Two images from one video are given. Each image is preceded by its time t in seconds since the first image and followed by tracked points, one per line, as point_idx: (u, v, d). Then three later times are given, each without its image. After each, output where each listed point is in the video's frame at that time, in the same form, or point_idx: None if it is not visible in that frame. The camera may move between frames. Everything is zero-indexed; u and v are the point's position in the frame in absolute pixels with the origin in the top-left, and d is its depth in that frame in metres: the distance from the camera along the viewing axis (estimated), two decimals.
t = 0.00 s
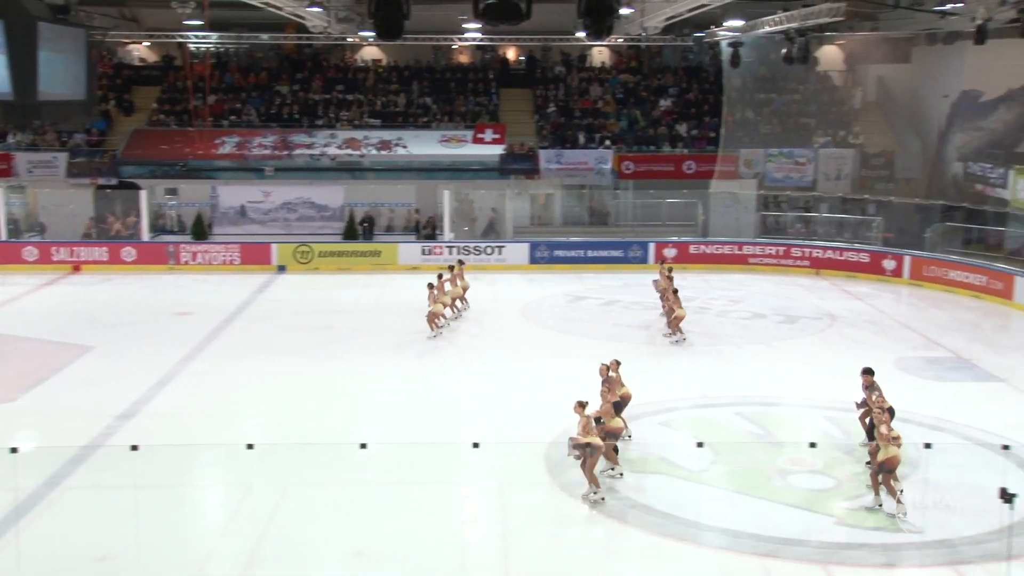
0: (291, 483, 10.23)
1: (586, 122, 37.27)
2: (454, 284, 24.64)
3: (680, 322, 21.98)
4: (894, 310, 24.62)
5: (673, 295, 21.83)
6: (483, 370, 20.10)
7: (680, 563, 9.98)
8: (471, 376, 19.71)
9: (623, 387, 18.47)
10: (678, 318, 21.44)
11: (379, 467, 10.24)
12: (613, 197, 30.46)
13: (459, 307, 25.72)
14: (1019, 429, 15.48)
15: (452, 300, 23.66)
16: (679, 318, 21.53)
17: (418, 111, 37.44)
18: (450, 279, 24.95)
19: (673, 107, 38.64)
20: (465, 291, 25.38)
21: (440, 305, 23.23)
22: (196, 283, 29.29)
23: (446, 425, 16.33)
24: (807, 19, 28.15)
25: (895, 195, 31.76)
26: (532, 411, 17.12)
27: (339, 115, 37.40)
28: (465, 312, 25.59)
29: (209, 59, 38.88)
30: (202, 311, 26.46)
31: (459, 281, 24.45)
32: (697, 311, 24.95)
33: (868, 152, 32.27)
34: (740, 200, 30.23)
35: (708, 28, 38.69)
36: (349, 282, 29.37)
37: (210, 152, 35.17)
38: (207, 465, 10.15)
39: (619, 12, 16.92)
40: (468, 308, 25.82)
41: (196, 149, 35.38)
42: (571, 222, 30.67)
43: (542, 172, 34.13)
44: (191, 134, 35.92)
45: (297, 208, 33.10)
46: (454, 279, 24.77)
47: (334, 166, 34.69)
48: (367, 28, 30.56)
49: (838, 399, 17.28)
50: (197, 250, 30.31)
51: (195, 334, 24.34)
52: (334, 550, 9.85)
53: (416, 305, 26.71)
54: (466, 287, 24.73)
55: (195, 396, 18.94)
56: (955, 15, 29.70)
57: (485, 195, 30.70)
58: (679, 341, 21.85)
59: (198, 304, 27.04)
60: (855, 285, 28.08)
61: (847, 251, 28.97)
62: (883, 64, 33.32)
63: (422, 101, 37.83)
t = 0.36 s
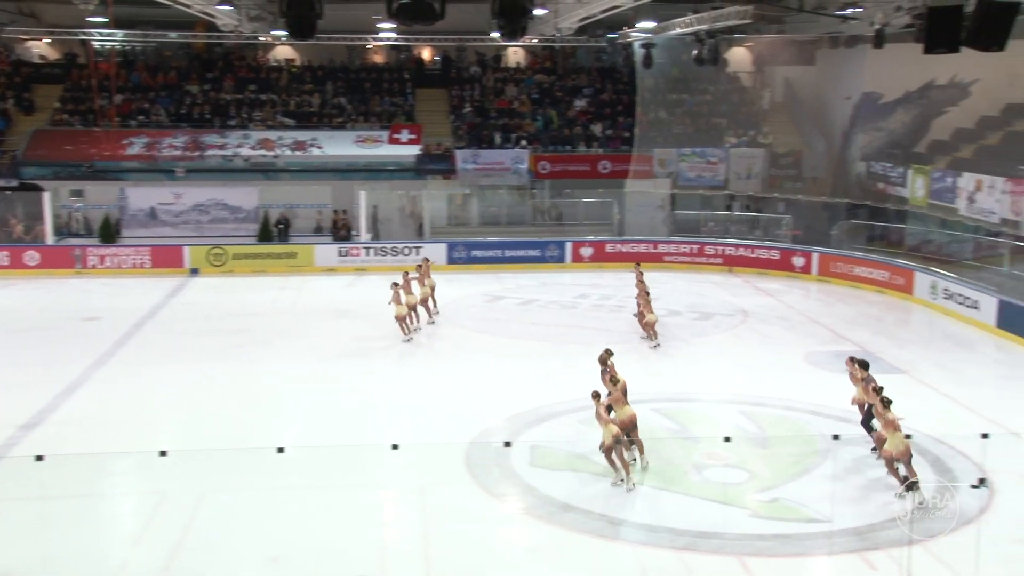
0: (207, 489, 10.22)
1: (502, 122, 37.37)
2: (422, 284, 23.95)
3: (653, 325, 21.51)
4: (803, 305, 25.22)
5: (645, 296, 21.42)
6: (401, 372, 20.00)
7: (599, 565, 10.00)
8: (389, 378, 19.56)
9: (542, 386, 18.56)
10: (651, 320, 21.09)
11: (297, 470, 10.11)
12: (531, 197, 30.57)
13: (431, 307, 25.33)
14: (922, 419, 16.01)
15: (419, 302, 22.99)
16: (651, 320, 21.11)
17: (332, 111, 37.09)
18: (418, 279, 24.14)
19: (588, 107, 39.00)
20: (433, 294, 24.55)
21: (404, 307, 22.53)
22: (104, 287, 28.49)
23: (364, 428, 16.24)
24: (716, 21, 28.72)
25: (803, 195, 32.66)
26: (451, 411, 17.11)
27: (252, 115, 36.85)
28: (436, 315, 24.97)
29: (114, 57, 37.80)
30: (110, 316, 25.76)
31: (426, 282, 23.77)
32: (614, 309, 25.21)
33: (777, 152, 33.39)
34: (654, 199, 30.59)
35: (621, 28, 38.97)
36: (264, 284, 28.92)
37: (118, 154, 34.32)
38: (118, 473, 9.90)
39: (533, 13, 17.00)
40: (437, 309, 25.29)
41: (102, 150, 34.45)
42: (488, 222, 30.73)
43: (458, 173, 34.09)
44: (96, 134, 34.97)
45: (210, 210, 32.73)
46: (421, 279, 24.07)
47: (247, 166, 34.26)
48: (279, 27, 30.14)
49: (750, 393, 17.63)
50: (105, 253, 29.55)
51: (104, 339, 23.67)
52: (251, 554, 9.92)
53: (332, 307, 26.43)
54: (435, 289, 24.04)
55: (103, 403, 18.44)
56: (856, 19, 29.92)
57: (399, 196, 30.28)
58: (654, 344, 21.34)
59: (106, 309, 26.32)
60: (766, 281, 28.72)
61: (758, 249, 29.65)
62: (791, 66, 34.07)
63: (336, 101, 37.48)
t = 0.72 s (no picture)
0: (128, 497, 9.84)
1: (426, 124, 37.45)
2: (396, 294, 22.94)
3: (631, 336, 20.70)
4: (724, 303, 25.68)
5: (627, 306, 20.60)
6: (324, 374, 19.82)
7: (529, 565, 10.24)
8: (313, 381, 19.36)
9: (469, 387, 18.58)
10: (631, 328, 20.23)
11: (222, 475, 9.99)
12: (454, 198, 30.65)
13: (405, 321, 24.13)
14: (839, 414, 16.41)
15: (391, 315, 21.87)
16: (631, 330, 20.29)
17: (253, 113, 36.70)
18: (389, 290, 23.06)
19: (512, 108, 39.22)
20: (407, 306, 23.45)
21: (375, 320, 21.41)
22: (17, 292, 27.57)
23: (289, 431, 16.04)
24: (637, 23, 29.18)
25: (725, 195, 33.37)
26: (378, 414, 16.98)
27: (170, 116, 36.16)
28: (413, 324, 23.95)
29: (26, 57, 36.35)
30: (25, 321, 24.95)
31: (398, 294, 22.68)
32: (540, 309, 25.28)
33: (697, 152, 33.82)
34: (578, 199, 30.83)
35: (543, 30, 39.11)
36: (185, 288, 28.36)
37: (29, 155, 33.22)
38: (38, 484, 9.72)
39: (455, 14, 16.96)
40: (412, 323, 24.07)
41: (12, 151, 33.17)
42: (413, 224, 30.67)
43: (384, 174, 34.09)
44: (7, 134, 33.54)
45: (128, 213, 32.56)
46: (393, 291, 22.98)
47: (167, 168, 33.66)
48: (197, 26, 29.58)
49: (673, 390, 17.84)
50: (18, 257, 28.58)
51: (15, 346, 22.92)
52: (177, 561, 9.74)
53: (256, 310, 26.04)
54: (409, 298, 23.03)
55: (16, 412, 17.83)
56: (770, 23, 30.51)
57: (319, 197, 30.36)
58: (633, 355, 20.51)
59: (20, 315, 25.48)
60: (688, 280, 29.12)
61: (680, 248, 30.05)
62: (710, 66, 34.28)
63: (257, 102, 37.11)
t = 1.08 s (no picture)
0: (71, 504, 9.66)
1: (371, 125, 37.27)
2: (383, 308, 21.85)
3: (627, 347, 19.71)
4: (670, 303, 25.94)
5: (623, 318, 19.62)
6: (270, 377, 19.64)
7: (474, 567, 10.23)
8: (259, 385, 19.17)
9: (417, 388, 18.54)
10: (625, 342, 19.23)
11: (167, 481, 9.87)
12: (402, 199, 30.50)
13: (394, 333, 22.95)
14: (783, 411, 16.66)
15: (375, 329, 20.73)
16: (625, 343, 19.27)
17: (197, 113, 36.19)
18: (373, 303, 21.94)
19: (458, 109, 39.20)
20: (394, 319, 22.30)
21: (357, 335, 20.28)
22: None
23: (236, 436, 15.86)
24: (581, 25, 29.19)
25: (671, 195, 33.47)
26: (326, 417, 16.86)
27: (111, 117, 35.54)
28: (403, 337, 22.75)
29: None
30: None
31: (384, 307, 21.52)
32: (488, 310, 25.29)
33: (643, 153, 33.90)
34: (525, 200, 30.93)
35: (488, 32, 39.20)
36: (127, 291, 27.90)
37: None
38: None
39: (399, 15, 16.91)
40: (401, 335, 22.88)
41: None
42: (359, 225, 30.54)
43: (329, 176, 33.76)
44: None
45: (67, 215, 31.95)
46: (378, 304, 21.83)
47: (107, 170, 33.03)
48: (136, 25, 29.10)
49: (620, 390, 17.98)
50: None
51: None
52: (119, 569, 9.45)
53: (200, 313, 25.70)
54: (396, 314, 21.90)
55: None
56: (712, 25, 30.87)
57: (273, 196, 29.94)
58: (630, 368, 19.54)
59: None
60: (635, 280, 29.36)
61: (627, 248, 30.30)
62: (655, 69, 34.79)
63: (201, 104, 36.61)
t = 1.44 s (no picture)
0: (14, 515, 9.28)
1: (328, 124, 36.90)
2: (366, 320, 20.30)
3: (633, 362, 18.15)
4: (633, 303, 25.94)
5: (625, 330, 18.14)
6: (226, 381, 19.30)
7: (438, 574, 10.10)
8: (215, 389, 18.81)
9: (377, 391, 18.30)
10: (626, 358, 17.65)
11: (117, 489, 9.57)
12: (361, 198, 30.29)
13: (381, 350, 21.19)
14: (746, 411, 16.66)
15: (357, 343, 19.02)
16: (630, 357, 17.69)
17: (147, 111, 35.79)
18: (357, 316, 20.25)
19: (417, 108, 38.97)
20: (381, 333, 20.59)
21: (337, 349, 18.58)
22: None
23: (191, 442, 15.53)
24: (542, 21, 29.03)
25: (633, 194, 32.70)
26: (283, 421, 16.56)
27: (57, 114, 34.81)
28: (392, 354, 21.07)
29: None
30: None
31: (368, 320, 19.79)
32: (448, 311, 25.11)
33: (605, 151, 33.28)
34: (486, 200, 30.84)
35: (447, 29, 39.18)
36: (78, 295, 27.30)
37: None
38: None
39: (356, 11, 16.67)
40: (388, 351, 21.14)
41: None
42: (317, 226, 30.34)
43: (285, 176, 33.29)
44: None
45: (12, 216, 31.17)
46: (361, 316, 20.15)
47: (54, 170, 32.22)
48: (83, 20, 28.49)
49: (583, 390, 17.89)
50: None
51: None
52: None
53: (154, 317, 25.22)
54: (381, 327, 20.41)
55: None
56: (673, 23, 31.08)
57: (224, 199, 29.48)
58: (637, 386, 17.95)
59: None
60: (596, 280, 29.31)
61: (589, 248, 30.25)
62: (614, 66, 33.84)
63: (151, 100, 36.21)
